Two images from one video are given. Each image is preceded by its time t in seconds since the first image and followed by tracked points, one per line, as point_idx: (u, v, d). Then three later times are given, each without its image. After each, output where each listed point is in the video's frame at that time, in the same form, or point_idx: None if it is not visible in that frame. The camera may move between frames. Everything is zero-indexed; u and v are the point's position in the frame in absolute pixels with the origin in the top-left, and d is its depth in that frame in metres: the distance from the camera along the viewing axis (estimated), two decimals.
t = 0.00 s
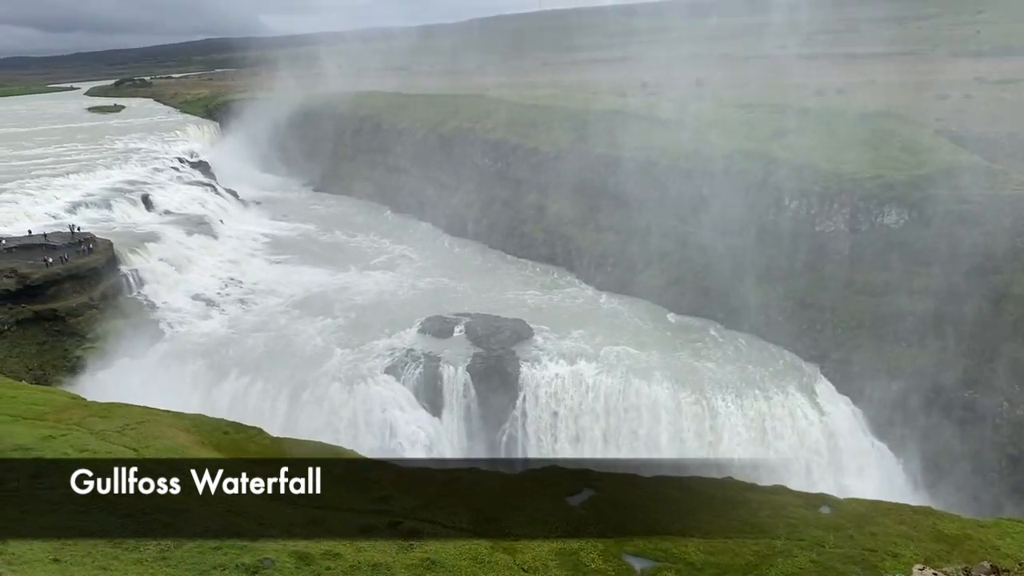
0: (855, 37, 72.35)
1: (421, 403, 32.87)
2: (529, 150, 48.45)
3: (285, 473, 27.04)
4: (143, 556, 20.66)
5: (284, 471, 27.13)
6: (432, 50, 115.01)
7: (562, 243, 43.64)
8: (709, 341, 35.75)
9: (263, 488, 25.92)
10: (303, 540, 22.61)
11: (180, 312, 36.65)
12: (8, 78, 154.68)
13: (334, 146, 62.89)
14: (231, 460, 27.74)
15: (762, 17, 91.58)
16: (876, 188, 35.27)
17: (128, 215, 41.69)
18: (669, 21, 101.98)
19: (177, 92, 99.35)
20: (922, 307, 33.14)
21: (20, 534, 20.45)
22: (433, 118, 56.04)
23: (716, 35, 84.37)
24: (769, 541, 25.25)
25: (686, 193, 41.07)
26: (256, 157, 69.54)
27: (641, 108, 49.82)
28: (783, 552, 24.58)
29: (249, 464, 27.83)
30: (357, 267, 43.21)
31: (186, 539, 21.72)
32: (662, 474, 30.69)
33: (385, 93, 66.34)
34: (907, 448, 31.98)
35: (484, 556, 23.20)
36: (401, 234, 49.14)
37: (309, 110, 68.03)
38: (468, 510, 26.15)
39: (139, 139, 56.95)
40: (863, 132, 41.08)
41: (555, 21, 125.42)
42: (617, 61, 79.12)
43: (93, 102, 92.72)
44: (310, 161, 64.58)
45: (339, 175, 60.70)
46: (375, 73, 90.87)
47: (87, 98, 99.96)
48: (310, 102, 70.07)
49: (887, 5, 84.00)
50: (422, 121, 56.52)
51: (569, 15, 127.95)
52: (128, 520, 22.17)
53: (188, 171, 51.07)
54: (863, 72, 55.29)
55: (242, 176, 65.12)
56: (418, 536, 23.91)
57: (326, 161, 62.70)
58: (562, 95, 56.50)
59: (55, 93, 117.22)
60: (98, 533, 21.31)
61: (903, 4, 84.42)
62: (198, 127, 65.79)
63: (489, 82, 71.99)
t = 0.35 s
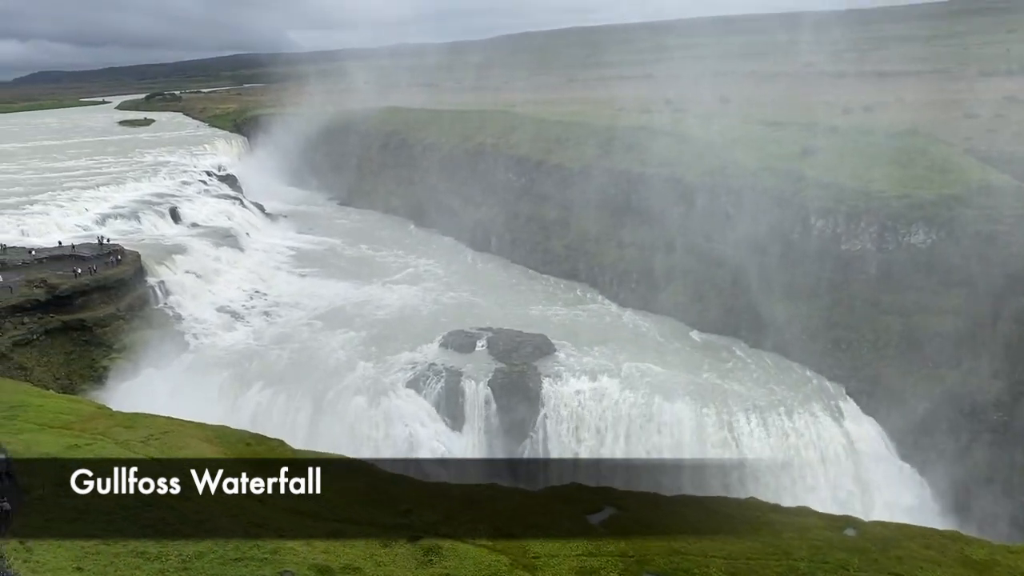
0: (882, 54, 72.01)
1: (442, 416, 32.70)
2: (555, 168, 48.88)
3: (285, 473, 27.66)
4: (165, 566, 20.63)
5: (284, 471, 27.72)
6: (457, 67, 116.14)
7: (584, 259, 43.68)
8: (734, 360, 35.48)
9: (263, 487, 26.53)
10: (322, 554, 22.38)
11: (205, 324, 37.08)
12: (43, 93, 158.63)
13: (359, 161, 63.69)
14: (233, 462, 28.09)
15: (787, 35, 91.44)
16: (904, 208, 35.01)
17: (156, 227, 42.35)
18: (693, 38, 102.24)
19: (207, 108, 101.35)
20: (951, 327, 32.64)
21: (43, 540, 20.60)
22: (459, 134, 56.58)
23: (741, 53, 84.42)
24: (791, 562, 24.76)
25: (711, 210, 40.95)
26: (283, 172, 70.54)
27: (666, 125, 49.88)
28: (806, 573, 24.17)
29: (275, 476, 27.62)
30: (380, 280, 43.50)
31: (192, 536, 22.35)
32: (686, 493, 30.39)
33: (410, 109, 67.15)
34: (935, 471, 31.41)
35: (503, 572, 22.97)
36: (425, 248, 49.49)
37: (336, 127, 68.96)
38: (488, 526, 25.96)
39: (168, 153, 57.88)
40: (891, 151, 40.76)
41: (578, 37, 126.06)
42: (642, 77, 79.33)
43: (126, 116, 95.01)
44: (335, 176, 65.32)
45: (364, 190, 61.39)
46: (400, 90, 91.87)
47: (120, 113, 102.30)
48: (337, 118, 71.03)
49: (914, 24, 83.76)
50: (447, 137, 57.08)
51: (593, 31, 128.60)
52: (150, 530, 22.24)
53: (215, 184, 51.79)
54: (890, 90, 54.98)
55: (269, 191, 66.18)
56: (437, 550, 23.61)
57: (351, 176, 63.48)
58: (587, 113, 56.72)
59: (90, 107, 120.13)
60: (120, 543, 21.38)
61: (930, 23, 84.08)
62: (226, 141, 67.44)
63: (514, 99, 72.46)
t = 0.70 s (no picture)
0: (915, 74, 71.51)
1: (466, 434, 32.45)
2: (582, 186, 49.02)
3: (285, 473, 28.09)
4: None
5: (284, 471, 28.15)
6: (486, 85, 117.21)
7: (610, 277, 43.71)
8: (761, 381, 35.19)
9: (263, 487, 26.96)
10: (346, 569, 22.10)
11: (234, 337, 37.50)
12: (83, 110, 163.22)
13: (388, 177, 64.62)
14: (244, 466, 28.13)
15: (818, 54, 91.04)
16: (936, 230, 34.48)
17: (187, 241, 43.30)
18: (723, 57, 102.25)
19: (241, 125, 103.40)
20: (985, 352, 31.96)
21: (68, 548, 20.66)
22: (487, 153, 57.08)
23: (771, 73, 84.26)
24: None
25: (738, 230, 40.81)
26: (313, 188, 71.55)
27: (695, 146, 49.86)
28: None
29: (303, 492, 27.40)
30: (408, 296, 43.78)
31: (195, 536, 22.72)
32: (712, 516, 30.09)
33: (439, 127, 68.04)
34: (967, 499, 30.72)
35: None
36: (451, 264, 49.91)
37: (367, 145, 69.90)
38: (513, 544, 25.63)
39: (200, 167, 59.05)
40: (924, 173, 40.33)
41: (607, 55, 126.59)
42: (671, 96, 79.39)
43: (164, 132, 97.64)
44: (365, 192, 66.12)
45: (393, 206, 62.06)
46: (430, 107, 92.85)
47: (158, 129, 104.91)
48: (368, 136, 72.01)
49: (947, 44, 83.17)
50: (475, 155, 57.58)
51: (622, 49, 129.08)
52: (175, 541, 22.17)
53: (246, 199, 52.74)
54: (924, 111, 54.48)
55: (299, 206, 67.15)
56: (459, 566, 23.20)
57: (380, 192, 64.39)
58: (615, 133, 56.94)
59: (129, 124, 123.61)
60: (146, 553, 21.31)
61: (964, 43, 83.42)
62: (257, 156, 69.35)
63: (542, 117, 72.86)
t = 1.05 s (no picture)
0: (949, 93, 70.80)
1: (487, 449, 32.12)
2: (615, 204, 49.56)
3: (285, 473, 28.26)
4: None
5: (284, 471, 28.29)
6: (514, 102, 117.97)
7: (634, 293, 43.76)
8: (787, 400, 34.93)
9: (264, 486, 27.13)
10: None
11: (260, 348, 37.87)
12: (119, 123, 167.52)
13: (415, 192, 65.68)
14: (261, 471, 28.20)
15: (849, 72, 90.46)
16: (968, 249, 33.78)
17: (217, 252, 44.08)
18: (751, 75, 102.07)
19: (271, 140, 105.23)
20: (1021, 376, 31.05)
21: (93, 555, 20.67)
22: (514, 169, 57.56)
23: (801, 91, 83.91)
24: None
25: (767, 248, 40.57)
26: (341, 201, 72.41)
27: (723, 163, 49.79)
28: None
29: (328, 504, 27.28)
30: (432, 309, 44.00)
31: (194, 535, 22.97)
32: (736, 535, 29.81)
33: (466, 142, 69.03)
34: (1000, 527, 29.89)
35: None
36: (474, 278, 50.24)
37: (395, 159, 70.64)
38: (533, 561, 25.22)
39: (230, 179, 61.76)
40: (957, 193, 39.77)
41: (634, 70, 126.91)
42: (699, 114, 79.32)
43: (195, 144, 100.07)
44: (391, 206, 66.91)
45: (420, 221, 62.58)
46: (458, 123, 93.58)
47: (191, 142, 107.32)
48: (395, 151, 72.81)
49: (983, 63, 82.37)
50: (502, 171, 58.03)
51: (650, 66, 129.33)
52: (198, 551, 22.08)
53: (275, 211, 53.79)
54: (958, 130, 53.84)
55: (327, 218, 67.97)
56: None
57: (407, 206, 65.39)
58: (642, 149, 57.02)
59: (163, 137, 126.61)
60: (170, 562, 21.21)
61: (1001, 62, 82.49)
62: (286, 168, 71.12)
63: (569, 133, 73.14)
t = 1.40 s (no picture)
0: (989, 113, 69.82)
1: (512, 465, 31.70)
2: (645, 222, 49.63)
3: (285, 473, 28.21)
4: None
5: (284, 472, 28.35)
6: (546, 119, 118.61)
7: (663, 310, 44.01)
8: (818, 421, 34.78)
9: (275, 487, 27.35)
10: None
11: (289, 359, 38.41)
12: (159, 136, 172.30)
13: (444, 207, 67.46)
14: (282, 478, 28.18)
15: (886, 89, 89.46)
16: (1006, 272, 32.66)
17: (248, 263, 45.06)
18: (785, 92, 101.50)
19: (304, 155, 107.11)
20: None
21: (121, 563, 20.48)
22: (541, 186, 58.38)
23: (836, 108, 83.21)
24: None
25: (799, 268, 40.32)
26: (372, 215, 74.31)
27: (754, 181, 49.78)
28: None
29: (352, 518, 26.84)
30: (460, 324, 44.32)
31: (224, 536, 23.17)
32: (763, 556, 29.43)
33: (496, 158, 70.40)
34: None
35: None
36: (501, 293, 50.83)
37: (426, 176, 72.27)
38: None
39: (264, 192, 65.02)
40: (995, 214, 39.07)
41: (665, 86, 126.79)
42: (732, 132, 79.13)
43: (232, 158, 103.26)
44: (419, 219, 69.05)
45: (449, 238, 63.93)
46: (489, 138, 94.21)
47: (228, 156, 109.93)
48: (427, 165, 74.20)
49: None
50: (531, 187, 58.99)
51: (682, 82, 129.14)
52: (224, 560, 21.86)
53: (306, 225, 55.13)
54: (998, 151, 52.96)
55: (357, 232, 70.31)
56: None
57: (437, 220, 67.14)
58: (673, 167, 57.03)
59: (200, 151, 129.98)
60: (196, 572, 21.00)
61: None
62: (318, 183, 73.84)
63: (601, 150, 73.36)
